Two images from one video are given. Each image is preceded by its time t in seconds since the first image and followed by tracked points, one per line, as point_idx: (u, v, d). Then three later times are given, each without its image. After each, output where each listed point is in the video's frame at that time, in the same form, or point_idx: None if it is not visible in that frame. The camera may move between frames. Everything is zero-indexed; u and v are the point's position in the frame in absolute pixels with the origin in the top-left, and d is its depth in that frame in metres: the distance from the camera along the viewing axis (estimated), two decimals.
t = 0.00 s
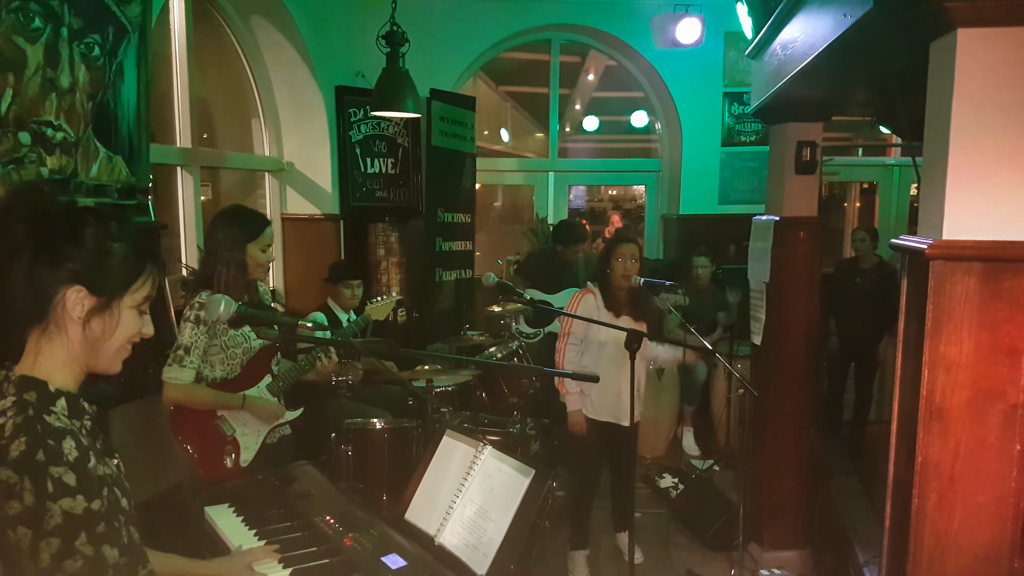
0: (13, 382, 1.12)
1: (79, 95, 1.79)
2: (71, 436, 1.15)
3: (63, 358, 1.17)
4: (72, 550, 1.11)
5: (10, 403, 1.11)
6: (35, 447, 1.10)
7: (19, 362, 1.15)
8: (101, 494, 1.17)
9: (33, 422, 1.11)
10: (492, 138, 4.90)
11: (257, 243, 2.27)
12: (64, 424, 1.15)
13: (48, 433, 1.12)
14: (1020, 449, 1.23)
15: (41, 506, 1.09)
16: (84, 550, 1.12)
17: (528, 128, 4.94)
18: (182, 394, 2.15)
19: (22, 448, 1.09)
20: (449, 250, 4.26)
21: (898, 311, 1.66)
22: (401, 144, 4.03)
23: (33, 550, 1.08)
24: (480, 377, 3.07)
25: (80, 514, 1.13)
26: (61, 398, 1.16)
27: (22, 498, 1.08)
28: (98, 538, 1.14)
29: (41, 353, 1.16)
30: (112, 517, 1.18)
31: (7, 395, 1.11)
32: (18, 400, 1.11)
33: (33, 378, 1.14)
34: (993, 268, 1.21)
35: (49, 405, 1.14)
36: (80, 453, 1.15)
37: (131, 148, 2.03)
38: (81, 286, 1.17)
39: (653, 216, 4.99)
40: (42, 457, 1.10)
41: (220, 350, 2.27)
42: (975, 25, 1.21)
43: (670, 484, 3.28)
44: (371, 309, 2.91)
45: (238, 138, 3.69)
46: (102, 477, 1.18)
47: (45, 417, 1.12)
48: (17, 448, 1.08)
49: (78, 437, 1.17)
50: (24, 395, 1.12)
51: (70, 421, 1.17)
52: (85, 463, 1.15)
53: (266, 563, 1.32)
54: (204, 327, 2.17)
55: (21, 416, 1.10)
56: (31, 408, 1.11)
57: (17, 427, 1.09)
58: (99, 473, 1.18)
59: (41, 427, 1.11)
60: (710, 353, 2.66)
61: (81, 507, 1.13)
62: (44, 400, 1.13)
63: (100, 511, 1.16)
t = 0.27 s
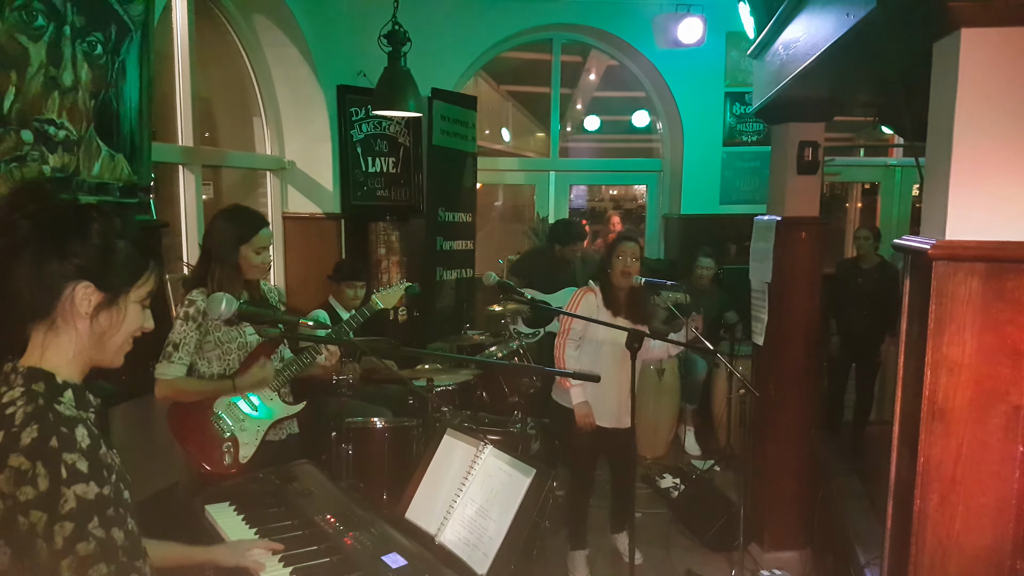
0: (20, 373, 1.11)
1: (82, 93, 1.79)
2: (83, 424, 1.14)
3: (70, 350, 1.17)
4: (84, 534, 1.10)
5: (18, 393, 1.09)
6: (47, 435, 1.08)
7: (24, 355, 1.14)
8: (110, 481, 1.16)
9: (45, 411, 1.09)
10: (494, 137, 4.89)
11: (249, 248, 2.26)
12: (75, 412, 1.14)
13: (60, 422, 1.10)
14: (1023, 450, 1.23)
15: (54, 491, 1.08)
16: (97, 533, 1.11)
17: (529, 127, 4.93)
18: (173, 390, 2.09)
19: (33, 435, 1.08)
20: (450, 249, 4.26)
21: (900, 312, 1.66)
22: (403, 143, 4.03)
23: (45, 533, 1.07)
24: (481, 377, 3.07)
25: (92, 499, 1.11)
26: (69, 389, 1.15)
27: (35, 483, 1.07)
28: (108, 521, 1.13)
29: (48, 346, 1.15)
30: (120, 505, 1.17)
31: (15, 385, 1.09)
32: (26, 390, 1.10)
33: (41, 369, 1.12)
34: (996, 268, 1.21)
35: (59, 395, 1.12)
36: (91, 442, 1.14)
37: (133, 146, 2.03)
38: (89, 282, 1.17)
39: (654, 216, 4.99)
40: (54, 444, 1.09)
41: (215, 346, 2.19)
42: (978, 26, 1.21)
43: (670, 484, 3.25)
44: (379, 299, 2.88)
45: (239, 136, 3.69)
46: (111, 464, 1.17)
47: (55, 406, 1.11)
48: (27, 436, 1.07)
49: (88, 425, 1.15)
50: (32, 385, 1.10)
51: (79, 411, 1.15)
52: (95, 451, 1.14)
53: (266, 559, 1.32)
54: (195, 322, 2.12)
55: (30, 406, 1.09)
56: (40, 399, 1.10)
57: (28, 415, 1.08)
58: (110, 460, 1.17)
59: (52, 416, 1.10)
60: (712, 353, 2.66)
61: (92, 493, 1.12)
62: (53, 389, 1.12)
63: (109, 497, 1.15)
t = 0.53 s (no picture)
0: (18, 369, 1.12)
1: (85, 93, 1.79)
2: (72, 417, 1.14)
3: (67, 347, 1.17)
4: (75, 524, 1.11)
5: (14, 389, 1.11)
6: (36, 425, 1.09)
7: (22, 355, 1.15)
8: (100, 473, 1.16)
9: (36, 404, 1.10)
10: (496, 138, 4.90)
11: (252, 245, 2.24)
12: (66, 406, 1.14)
13: (49, 413, 1.11)
14: None
15: (42, 482, 1.09)
16: (85, 524, 1.12)
17: (532, 128, 4.93)
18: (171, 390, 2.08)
19: (22, 428, 1.08)
20: (452, 250, 4.28)
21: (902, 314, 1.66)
22: (406, 144, 4.04)
23: (35, 524, 1.08)
24: (484, 378, 3.07)
25: (80, 490, 1.12)
26: (64, 385, 1.15)
27: (25, 474, 1.07)
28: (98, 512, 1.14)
29: (43, 344, 1.15)
30: (113, 497, 1.17)
31: (13, 381, 1.11)
32: (22, 386, 1.11)
33: (36, 365, 1.14)
34: (999, 270, 1.20)
35: (53, 390, 1.13)
36: (80, 433, 1.15)
37: (136, 146, 2.04)
38: (75, 277, 1.16)
39: (656, 216, 4.99)
40: (42, 434, 1.09)
41: (217, 348, 2.17)
42: (981, 27, 1.20)
43: (672, 486, 3.30)
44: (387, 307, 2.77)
45: (242, 136, 3.70)
46: (102, 457, 1.17)
47: (47, 400, 1.12)
48: (18, 428, 1.08)
49: (80, 418, 1.16)
50: (28, 381, 1.11)
51: (73, 406, 1.15)
52: (85, 442, 1.15)
53: (263, 557, 1.33)
54: (196, 325, 2.09)
55: (24, 399, 1.10)
56: (34, 393, 1.11)
57: (19, 409, 1.09)
58: (101, 453, 1.17)
59: (43, 409, 1.11)
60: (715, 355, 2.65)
61: (81, 484, 1.12)
62: (48, 384, 1.13)
63: (100, 488, 1.15)
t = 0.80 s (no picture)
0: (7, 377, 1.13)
1: (84, 95, 1.79)
2: (52, 428, 1.13)
3: (59, 352, 1.18)
4: (53, 537, 1.10)
5: None
6: (15, 438, 1.09)
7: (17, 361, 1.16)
8: (82, 485, 1.15)
9: (18, 414, 1.10)
10: (496, 139, 4.90)
11: (264, 244, 2.27)
12: (49, 415, 1.14)
13: (28, 425, 1.11)
14: None
15: (20, 495, 1.08)
16: (63, 536, 1.11)
17: (532, 129, 4.93)
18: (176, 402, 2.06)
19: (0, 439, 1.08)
20: (452, 251, 4.27)
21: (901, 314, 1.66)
22: (406, 146, 4.04)
23: (16, 536, 1.08)
24: (484, 378, 3.08)
25: (57, 504, 1.11)
26: (51, 392, 1.16)
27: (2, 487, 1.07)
28: (76, 525, 1.13)
29: (34, 351, 1.16)
30: (99, 507, 1.17)
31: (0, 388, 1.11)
32: (9, 394, 1.11)
33: (24, 373, 1.14)
34: (997, 271, 1.21)
35: (39, 398, 1.13)
36: (58, 446, 1.13)
37: (135, 147, 2.04)
38: (66, 282, 1.18)
39: (656, 217, 4.99)
40: (20, 448, 1.09)
41: (221, 357, 2.18)
42: (980, 28, 1.21)
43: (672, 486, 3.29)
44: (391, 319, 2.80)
45: (242, 138, 3.70)
46: (85, 468, 1.16)
47: (29, 410, 1.11)
48: None
49: (63, 429, 1.15)
50: (14, 389, 1.12)
51: (58, 414, 1.15)
52: (65, 455, 1.13)
53: (263, 559, 1.33)
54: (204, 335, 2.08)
55: (6, 409, 1.10)
56: (18, 402, 1.11)
57: (1, 418, 1.09)
58: (82, 464, 1.15)
59: (23, 420, 1.10)
60: (715, 356, 2.65)
61: (58, 497, 1.12)
62: (34, 392, 1.13)
63: (80, 500, 1.14)
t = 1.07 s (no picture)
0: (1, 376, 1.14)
1: (79, 97, 1.79)
2: (35, 435, 1.13)
3: (60, 348, 1.19)
4: (31, 544, 1.11)
5: None
6: None
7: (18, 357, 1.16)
8: (62, 491, 1.15)
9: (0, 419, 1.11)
10: (492, 140, 4.89)
11: (252, 249, 2.28)
12: (34, 422, 1.14)
13: (8, 433, 1.11)
14: (1020, 449, 1.23)
15: None
16: (44, 544, 1.12)
17: (528, 130, 4.93)
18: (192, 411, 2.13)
19: None
20: (449, 252, 4.27)
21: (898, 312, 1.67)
22: (401, 146, 4.07)
23: None
24: (482, 380, 3.07)
25: (38, 510, 1.12)
26: (43, 394, 1.16)
27: None
28: (55, 531, 1.14)
29: (33, 347, 1.17)
30: (81, 513, 1.17)
31: None
32: None
33: (18, 373, 1.15)
34: (992, 269, 1.21)
35: (29, 402, 1.14)
36: (37, 454, 1.13)
37: (130, 149, 2.03)
38: (70, 275, 1.19)
39: (653, 217, 5.00)
40: None
41: (224, 361, 2.23)
42: (973, 27, 1.21)
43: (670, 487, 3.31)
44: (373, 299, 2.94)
45: (238, 140, 3.69)
46: (67, 475, 1.16)
47: (14, 416, 1.12)
48: None
49: (49, 436, 1.15)
50: (7, 391, 1.13)
51: (47, 419, 1.15)
52: (45, 464, 1.14)
53: (261, 561, 1.33)
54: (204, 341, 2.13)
55: None
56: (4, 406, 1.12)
57: None
58: (65, 471, 1.16)
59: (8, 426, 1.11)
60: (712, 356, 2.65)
61: (37, 505, 1.12)
62: (24, 396, 1.14)
63: (61, 506, 1.15)
